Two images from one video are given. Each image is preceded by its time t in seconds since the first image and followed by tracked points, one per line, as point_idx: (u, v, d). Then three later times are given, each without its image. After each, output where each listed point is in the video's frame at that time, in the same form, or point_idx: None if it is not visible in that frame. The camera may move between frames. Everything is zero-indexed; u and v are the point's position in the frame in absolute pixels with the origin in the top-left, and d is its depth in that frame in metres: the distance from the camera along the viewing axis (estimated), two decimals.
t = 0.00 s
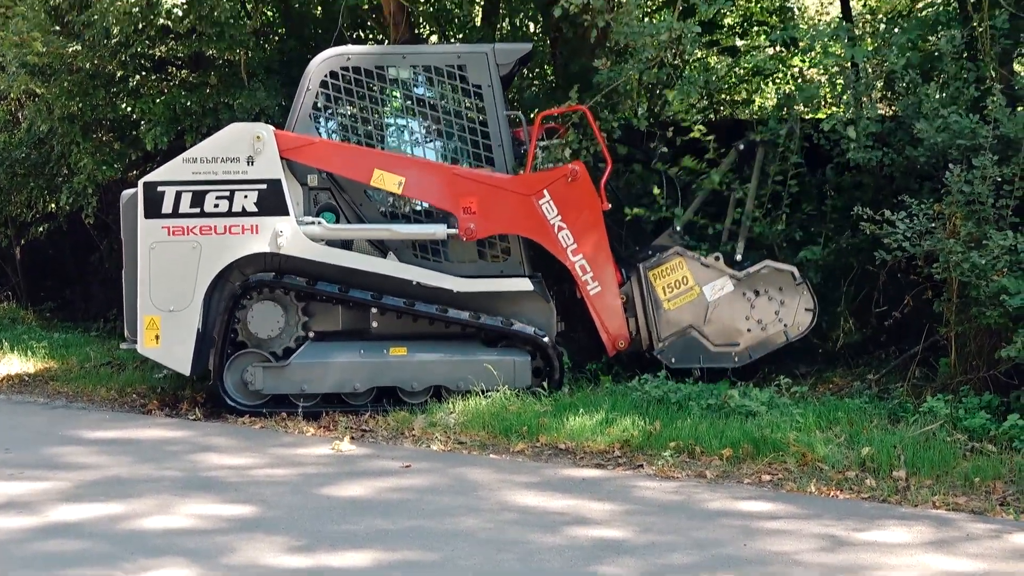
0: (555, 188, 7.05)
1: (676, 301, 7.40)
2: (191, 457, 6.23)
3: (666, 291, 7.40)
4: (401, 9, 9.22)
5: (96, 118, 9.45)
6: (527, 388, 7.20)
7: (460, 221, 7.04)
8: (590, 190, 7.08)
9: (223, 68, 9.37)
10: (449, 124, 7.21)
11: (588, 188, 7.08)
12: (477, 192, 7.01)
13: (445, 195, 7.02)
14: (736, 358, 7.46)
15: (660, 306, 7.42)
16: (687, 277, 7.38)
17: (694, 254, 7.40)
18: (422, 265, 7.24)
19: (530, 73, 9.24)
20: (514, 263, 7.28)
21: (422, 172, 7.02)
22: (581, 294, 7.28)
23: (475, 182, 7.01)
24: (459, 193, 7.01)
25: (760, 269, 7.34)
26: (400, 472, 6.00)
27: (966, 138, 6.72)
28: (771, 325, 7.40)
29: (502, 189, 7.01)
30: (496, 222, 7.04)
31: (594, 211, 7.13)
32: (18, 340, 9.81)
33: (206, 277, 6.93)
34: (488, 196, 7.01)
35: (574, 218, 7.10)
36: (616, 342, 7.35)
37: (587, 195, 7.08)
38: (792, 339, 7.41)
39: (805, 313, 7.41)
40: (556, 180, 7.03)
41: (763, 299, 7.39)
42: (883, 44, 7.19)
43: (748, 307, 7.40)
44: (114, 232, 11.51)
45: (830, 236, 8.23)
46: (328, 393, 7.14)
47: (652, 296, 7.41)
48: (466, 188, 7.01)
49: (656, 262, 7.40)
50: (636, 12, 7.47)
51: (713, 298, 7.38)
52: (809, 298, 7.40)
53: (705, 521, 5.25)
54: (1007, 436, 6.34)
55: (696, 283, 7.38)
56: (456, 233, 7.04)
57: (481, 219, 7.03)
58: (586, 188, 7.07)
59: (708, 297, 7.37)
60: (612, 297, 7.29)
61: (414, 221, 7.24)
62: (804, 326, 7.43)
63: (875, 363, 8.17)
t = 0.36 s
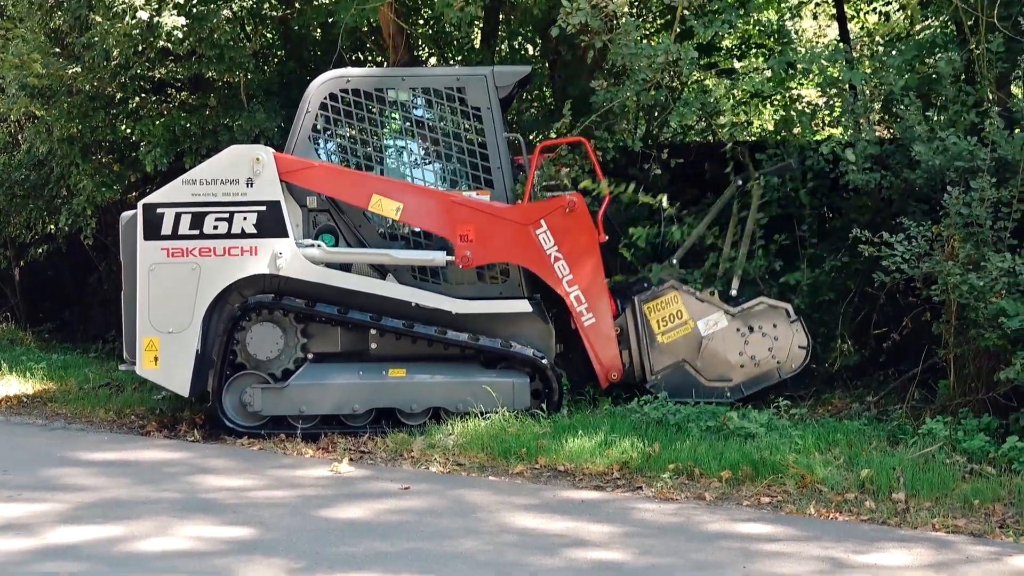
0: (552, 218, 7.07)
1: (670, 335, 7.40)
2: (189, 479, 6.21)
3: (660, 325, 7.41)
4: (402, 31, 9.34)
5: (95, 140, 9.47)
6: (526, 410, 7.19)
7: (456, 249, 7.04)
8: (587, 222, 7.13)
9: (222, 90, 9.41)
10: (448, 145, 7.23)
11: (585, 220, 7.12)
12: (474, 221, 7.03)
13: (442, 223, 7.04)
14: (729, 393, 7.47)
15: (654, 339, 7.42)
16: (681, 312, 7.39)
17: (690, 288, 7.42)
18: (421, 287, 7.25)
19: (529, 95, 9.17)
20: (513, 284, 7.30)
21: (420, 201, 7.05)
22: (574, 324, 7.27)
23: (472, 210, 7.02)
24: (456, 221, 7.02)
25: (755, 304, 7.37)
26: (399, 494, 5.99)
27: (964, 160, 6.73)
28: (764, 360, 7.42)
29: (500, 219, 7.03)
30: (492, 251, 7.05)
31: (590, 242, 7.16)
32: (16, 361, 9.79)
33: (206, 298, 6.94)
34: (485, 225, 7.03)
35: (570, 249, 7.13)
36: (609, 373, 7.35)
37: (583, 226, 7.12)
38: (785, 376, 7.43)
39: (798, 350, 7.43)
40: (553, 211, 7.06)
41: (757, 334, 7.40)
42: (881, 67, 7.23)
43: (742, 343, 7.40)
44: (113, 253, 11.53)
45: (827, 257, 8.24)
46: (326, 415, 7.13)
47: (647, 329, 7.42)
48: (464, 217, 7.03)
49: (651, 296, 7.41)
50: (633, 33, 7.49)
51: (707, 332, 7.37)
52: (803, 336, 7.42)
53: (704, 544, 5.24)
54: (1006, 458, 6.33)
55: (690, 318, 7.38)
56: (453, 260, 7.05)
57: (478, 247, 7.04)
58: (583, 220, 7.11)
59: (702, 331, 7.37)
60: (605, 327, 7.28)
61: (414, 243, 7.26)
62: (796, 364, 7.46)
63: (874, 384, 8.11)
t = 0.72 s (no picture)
0: (549, 234, 7.09)
1: (665, 353, 7.41)
2: (187, 490, 6.21)
3: (656, 343, 7.42)
4: (401, 42, 9.35)
5: (94, 150, 9.49)
6: (523, 421, 7.19)
7: (453, 263, 7.06)
8: (584, 238, 7.13)
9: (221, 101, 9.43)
10: (447, 157, 7.24)
11: (583, 236, 7.12)
12: (471, 235, 7.04)
13: (440, 237, 7.05)
14: (725, 411, 7.46)
15: (650, 358, 7.44)
16: (677, 330, 7.40)
17: (686, 307, 7.42)
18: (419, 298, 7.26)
19: (528, 105, 9.27)
20: (511, 296, 7.30)
21: (418, 214, 7.06)
22: (571, 340, 7.27)
23: (470, 225, 7.03)
24: (454, 235, 7.04)
25: (751, 323, 7.37)
26: (397, 505, 5.98)
27: (963, 173, 6.72)
28: (759, 379, 7.41)
29: (497, 233, 7.05)
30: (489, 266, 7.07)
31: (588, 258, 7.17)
32: (15, 371, 9.78)
33: (204, 308, 6.94)
34: (483, 239, 7.05)
35: (567, 265, 7.14)
36: (604, 389, 7.36)
37: (580, 242, 7.13)
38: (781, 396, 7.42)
39: (795, 369, 7.40)
40: (551, 226, 7.07)
41: (753, 353, 7.40)
42: (880, 80, 7.24)
43: (738, 361, 7.40)
44: (111, 264, 11.54)
45: (826, 269, 8.25)
46: (324, 426, 7.13)
47: (642, 348, 7.43)
48: (461, 232, 7.04)
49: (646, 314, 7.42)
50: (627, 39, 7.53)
51: (702, 351, 7.38)
52: (799, 355, 7.39)
53: (703, 556, 5.23)
54: (1005, 470, 6.33)
55: (686, 336, 7.39)
56: (450, 274, 7.07)
57: (475, 261, 7.05)
58: (580, 236, 7.12)
59: (698, 349, 7.38)
60: (601, 343, 7.28)
61: (413, 254, 7.28)
62: (792, 383, 7.42)
63: (873, 396, 8.09)
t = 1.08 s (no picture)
0: (549, 244, 7.11)
1: (664, 363, 7.41)
2: (185, 499, 6.20)
3: (654, 353, 7.43)
4: (399, 50, 9.43)
5: (92, 159, 9.50)
6: (522, 429, 7.21)
7: (452, 272, 7.06)
8: (583, 249, 7.15)
9: (219, 110, 9.44)
10: (445, 165, 7.25)
11: (581, 246, 7.14)
12: (471, 245, 7.06)
13: (439, 247, 7.06)
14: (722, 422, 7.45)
15: (649, 368, 7.43)
16: (675, 340, 7.40)
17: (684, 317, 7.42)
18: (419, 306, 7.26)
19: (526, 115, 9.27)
20: (510, 304, 7.29)
21: (417, 224, 7.07)
22: (569, 349, 7.28)
23: (469, 234, 7.05)
24: (453, 244, 7.05)
25: (750, 333, 7.38)
26: (395, 514, 5.98)
27: (960, 180, 6.74)
28: (757, 390, 7.42)
29: (497, 243, 7.06)
30: (488, 275, 7.07)
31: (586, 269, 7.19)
32: (13, 381, 9.77)
33: (203, 317, 6.94)
34: (482, 248, 7.06)
35: (565, 275, 7.15)
36: (603, 399, 7.37)
37: (580, 252, 7.15)
38: (780, 406, 7.42)
39: (793, 380, 7.41)
40: (550, 236, 7.10)
41: (751, 364, 7.40)
42: (877, 88, 7.25)
43: (736, 371, 7.40)
44: (110, 273, 11.56)
45: (825, 277, 8.25)
46: (322, 435, 7.13)
47: (642, 358, 7.42)
48: (460, 241, 7.05)
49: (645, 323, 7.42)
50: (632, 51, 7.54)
51: (701, 361, 7.38)
52: (797, 366, 7.41)
53: (701, 564, 5.23)
54: (1003, 478, 6.33)
55: (684, 346, 7.40)
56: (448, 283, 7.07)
57: (473, 271, 7.06)
58: (579, 247, 7.13)
59: (696, 359, 7.38)
60: (599, 353, 7.29)
61: (411, 262, 7.27)
62: (790, 394, 7.43)
63: (872, 403, 8.09)
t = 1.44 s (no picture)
0: (549, 246, 7.10)
1: (666, 364, 7.40)
2: (184, 506, 6.20)
3: (656, 354, 7.41)
4: (398, 57, 9.44)
5: (91, 166, 9.51)
6: (522, 436, 7.23)
7: (453, 276, 7.06)
8: (584, 251, 7.14)
9: (218, 116, 9.45)
10: (445, 172, 7.27)
11: (582, 249, 7.13)
12: (471, 249, 7.05)
13: (439, 251, 7.05)
14: (725, 423, 7.44)
15: (651, 369, 7.43)
16: (677, 341, 7.37)
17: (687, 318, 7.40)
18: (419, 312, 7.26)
19: (525, 122, 9.21)
20: (510, 310, 7.29)
21: (417, 228, 7.07)
22: (571, 353, 7.27)
23: (470, 238, 7.04)
24: (454, 249, 7.04)
25: (751, 334, 7.38)
26: (394, 521, 5.97)
27: (960, 186, 6.75)
28: (760, 391, 7.39)
29: (497, 247, 7.05)
30: (489, 279, 7.07)
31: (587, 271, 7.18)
32: (12, 388, 9.76)
33: (203, 324, 6.94)
34: (483, 253, 7.05)
35: (567, 278, 7.15)
36: (605, 402, 7.36)
37: (580, 254, 7.14)
38: (783, 405, 7.39)
39: (796, 380, 7.40)
40: (551, 239, 7.09)
41: (754, 364, 7.39)
42: (876, 93, 7.26)
43: (739, 372, 7.38)
44: (109, 279, 11.58)
45: (824, 283, 8.25)
46: (323, 441, 7.12)
47: (644, 359, 7.43)
48: (461, 245, 7.04)
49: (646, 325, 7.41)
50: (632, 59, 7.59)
51: (704, 361, 7.36)
52: (800, 366, 7.39)
53: (701, 571, 5.22)
54: (1003, 484, 6.32)
55: (687, 347, 7.37)
56: (450, 288, 7.06)
57: (475, 275, 7.05)
58: (579, 249, 7.13)
59: (699, 361, 7.36)
60: (601, 356, 7.29)
61: (412, 268, 7.28)
62: (792, 395, 7.42)
63: (872, 409, 8.07)
